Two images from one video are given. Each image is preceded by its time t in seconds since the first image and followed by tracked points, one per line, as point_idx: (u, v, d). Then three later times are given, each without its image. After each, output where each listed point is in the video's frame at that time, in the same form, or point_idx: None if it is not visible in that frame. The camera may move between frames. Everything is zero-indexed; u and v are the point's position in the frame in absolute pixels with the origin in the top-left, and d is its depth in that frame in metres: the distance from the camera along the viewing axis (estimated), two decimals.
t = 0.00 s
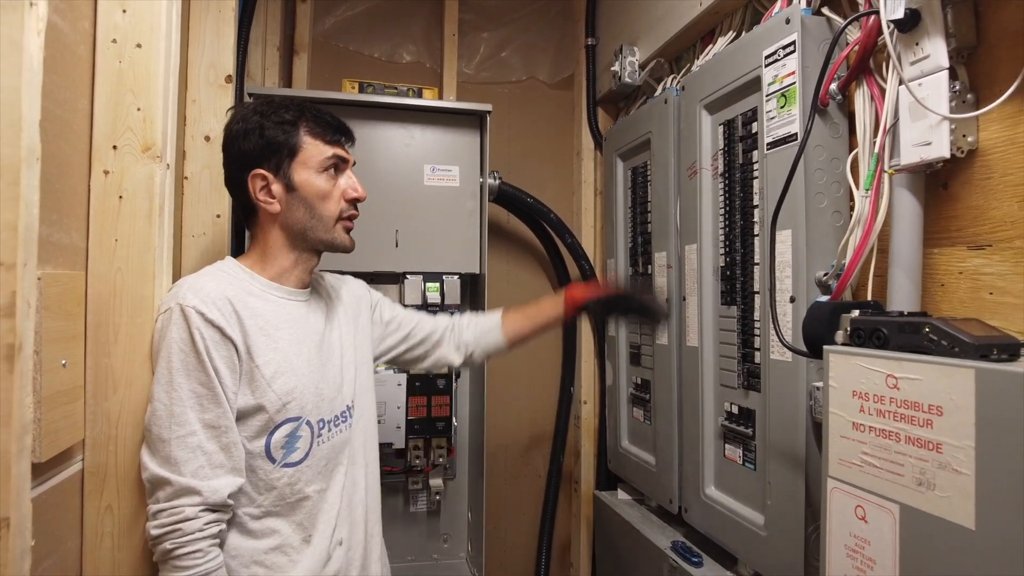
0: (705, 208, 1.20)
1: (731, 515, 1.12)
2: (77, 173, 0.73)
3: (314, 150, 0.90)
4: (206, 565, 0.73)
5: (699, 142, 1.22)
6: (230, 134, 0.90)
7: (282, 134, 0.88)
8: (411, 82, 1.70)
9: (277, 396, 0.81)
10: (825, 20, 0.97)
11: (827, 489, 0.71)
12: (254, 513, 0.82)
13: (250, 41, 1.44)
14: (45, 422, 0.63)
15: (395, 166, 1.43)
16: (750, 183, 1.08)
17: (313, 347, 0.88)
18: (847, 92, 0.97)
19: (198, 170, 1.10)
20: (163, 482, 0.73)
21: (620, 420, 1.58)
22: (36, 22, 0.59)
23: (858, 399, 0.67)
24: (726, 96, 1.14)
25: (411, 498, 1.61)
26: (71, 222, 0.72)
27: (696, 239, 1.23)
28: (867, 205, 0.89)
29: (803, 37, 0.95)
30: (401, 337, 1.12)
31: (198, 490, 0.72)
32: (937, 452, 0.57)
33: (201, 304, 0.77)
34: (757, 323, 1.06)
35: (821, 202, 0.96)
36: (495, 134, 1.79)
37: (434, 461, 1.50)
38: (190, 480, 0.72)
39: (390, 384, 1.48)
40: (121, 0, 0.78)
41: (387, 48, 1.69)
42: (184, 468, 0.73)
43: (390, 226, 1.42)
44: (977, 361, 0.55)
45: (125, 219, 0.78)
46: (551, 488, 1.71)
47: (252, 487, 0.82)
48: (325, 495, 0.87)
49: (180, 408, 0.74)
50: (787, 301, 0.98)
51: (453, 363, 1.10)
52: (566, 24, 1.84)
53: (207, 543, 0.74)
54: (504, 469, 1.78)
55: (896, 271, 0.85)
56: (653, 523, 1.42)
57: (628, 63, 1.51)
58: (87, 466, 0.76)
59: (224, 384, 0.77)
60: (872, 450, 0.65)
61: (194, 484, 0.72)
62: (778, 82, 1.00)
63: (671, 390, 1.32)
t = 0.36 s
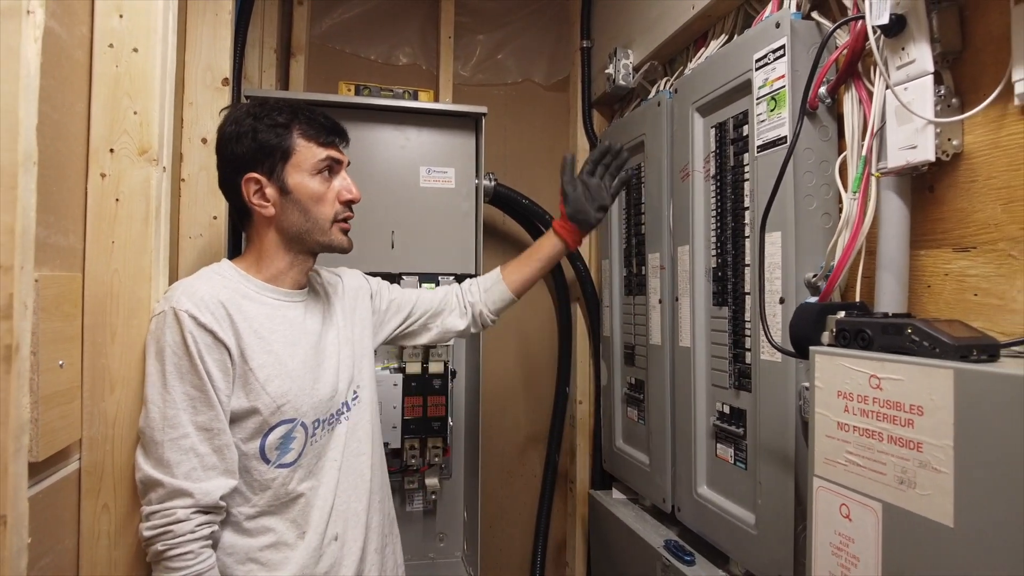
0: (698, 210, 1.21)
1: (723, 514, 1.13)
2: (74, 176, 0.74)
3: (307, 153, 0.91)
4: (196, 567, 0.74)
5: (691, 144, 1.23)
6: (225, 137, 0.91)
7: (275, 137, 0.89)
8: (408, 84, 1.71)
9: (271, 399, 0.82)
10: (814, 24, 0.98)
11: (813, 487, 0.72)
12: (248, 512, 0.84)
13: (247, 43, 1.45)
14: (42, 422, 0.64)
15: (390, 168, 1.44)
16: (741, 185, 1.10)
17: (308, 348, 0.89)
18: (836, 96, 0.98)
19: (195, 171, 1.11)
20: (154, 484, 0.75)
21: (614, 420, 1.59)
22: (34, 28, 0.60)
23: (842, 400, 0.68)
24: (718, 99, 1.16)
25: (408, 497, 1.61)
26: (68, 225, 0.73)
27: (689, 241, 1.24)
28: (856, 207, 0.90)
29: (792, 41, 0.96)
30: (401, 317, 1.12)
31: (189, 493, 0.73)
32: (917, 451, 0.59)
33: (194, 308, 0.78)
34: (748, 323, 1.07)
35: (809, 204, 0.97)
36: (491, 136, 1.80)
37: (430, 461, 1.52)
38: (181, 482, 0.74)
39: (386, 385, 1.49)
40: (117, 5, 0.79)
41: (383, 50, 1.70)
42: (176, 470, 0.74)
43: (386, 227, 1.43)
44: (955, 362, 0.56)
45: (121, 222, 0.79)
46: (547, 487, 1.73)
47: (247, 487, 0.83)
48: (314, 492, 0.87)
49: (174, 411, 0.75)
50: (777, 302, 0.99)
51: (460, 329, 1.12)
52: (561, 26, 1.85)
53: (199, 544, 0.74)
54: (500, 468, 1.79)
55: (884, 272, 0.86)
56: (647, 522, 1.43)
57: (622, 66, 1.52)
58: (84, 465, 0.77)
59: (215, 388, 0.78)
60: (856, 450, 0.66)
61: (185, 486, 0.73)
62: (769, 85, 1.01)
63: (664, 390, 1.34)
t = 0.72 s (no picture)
0: (697, 210, 1.21)
1: (724, 515, 1.13)
2: (72, 176, 0.74)
3: (302, 154, 0.91)
4: (194, 568, 0.73)
5: (691, 145, 1.23)
6: (221, 137, 0.90)
7: (270, 137, 0.89)
8: (407, 84, 1.70)
9: (269, 400, 0.82)
10: (814, 24, 0.98)
11: (813, 489, 0.72)
12: (248, 513, 0.83)
13: (246, 43, 1.44)
14: (39, 423, 0.64)
15: (390, 168, 1.44)
16: (741, 185, 1.09)
17: (307, 350, 0.89)
18: (836, 95, 0.98)
19: (193, 171, 1.11)
20: (152, 485, 0.75)
21: (614, 421, 1.59)
22: (30, 27, 0.60)
23: (843, 401, 0.68)
24: (718, 98, 1.15)
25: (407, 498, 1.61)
26: (65, 225, 0.72)
27: (689, 241, 1.24)
28: (856, 207, 0.90)
29: (792, 41, 0.96)
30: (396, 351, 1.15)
31: (187, 494, 0.73)
32: (919, 452, 0.58)
33: (193, 309, 0.78)
34: (748, 324, 1.07)
35: (810, 204, 0.97)
36: (490, 136, 1.80)
37: (429, 461, 1.51)
38: (180, 484, 0.73)
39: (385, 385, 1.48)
40: (115, 4, 0.79)
41: (382, 50, 1.69)
42: (174, 471, 0.74)
43: (385, 227, 1.43)
44: (956, 363, 0.55)
45: (120, 222, 0.79)
46: (546, 488, 1.72)
47: (246, 489, 0.83)
48: (320, 500, 0.88)
49: (172, 412, 0.74)
50: (777, 303, 0.99)
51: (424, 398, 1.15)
52: (561, 26, 1.85)
53: (197, 545, 0.74)
54: (499, 469, 1.79)
55: (884, 272, 0.86)
56: (647, 523, 1.42)
57: (622, 66, 1.52)
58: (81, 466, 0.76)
59: (214, 389, 0.77)
60: (857, 451, 0.66)
61: (184, 488, 0.73)
62: (768, 85, 1.01)
63: (664, 390, 1.33)
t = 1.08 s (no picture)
0: (701, 210, 1.20)
1: (728, 518, 1.12)
2: (71, 175, 0.73)
3: (311, 156, 0.90)
4: (195, 572, 0.73)
5: (695, 144, 1.22)
6: (230, 136, 0.90)
7: (279, 138, 0.88)
8: (408, 84, 1.69)
9: (271, 403, 0.81)
10: (820, 22, 0.97)
11: (822, 492, 0.71)
12: (250, 516, 0.83)
13: (247, 42, 1.43)
14: (39, 425, 0.63)
15: (392, 168, 1.43)
16: (746, 185, 1.09)
17: (307, 355, 0.89)
18: (842, 95, 0.97)
19: (194, 171, 1.10)
20: (154, 487, 0.74)
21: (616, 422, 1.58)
22: (29, 23, 0.59)
23: (852, 403, 0.67)
24: (722, 98, 1.15)
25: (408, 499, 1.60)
26: (65, 225, 0.72)
27: (693, 241, 1.23)
28: (863, 207, 0.89)
29: (798, 39, 0.95)
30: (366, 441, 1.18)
31: (189, 497, 0.72)
32: (930, 455, 0.58)
33: (195, 310, 0.77)
34: (753, 324, 1.07)
35: (816, 204, 0.96)
36: (492, 135, 1.79)
37: (430, 462, 1.51)
38: (181, 486, 0.72)
39: (387, 386, 1.47)
40: (115, 2, 0.78)
41: (384, 49, 1.68)
42: (175, 474, 0.73)
43: (386, 227, 1.42)
44: (968, 366, 0.55)
45: (120, 222, 0.78)
46: (548, 489, 1.72)
47: (248, 491, 0.82)
48: (331, 504, 0.87)
49: (174, 414, 0.74)
50: (783, 303, 0.98)
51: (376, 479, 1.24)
52: (563, 25, 1.84)
53: (199, 549, 0.73)
54: (501, 470, 1.78)
55: (891, 273, 0.85)
56: (650, 524, 1.42)
57: (625, 65, 1.51)
58: (81, 468, 0.76)
59: (216, 391, 0.77)
60: (867, 454, 0.65)
61: (185, 491, 0.72)
62: (774, 84, 1.00)
63: (667, 391, 1.33)
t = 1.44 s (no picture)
0: (711, 210, 1.20)
1: (739, 519, 1.11)
2: (80, 173, 0.72)
3: (316, 157, 0.89)
4: None
5: (705, 144, 1.21)
6: (230, 139, 0.89)
7: (283, 139, 0.87)
8: (414, 83, 1.68)
9: (283, 403, 0.80)
10: (833, 21, 0.96)
11: (840, 494, 0.70)
12: (260, 519, 0.82)
13: (252, 41, 1.43)
14: (49, 427, 0.62)
15: (398, 167, 1.42)
16: (758, 185, 1.08)
17: (317, 353, 0.88)
18: (855, 94, 0.96)
19: (200, 170, 1.09)
20: (165, 490, 0.73)
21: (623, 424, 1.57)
22: (43, 19, 0.58)
23: (872, 404, 0.66)
24: (733, 97, 1.14)
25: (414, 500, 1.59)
26: (74, 225, 0.71)
27: (702, 241, 1.22)
28: (878, 207, 0.88)
29: (811, 38, 0.94)
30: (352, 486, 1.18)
31: (201, 500, 0.71)
32: (956, 458, 0.57)
33: (206, 310, 0.76)
34: (764, 325, 1.06)
35: (829, 204, 0.95)
36: (497, 135, 1.78)
37: (436, 463, 1.50)
38: (193, 489, 0.71)
39: (393, 387, 1.46)
40: None
41: (389, 48, 1.67)
42: (187, 476, 0.72)
43: (393, 227, 1.41)
44: (996, 367, 0.54)
45: (129, 222, 0.77)
46: (554, 490, 1.71)
47: (258, 493, 0.81)
48: (338, 504, 0.86)
49: (185, 416, 0.73)
50: (796, 304, 0.97)
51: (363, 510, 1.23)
52: (569, 24, 1.83)
53: (211, 553, 0.73)
54: (506, 471, 1.77)
55: (907, 273, 0.85)
56: (658, 525, 1.41)
57: (633, 64, 1.50)
58: (90, 471, 0.75)
59: (227, 392, 0.76)
60: (887, 456, 0.64)
61: (197, 493, 0.71)
62: (787, 83, 0.99)
63: (676, 392, 1.32)
